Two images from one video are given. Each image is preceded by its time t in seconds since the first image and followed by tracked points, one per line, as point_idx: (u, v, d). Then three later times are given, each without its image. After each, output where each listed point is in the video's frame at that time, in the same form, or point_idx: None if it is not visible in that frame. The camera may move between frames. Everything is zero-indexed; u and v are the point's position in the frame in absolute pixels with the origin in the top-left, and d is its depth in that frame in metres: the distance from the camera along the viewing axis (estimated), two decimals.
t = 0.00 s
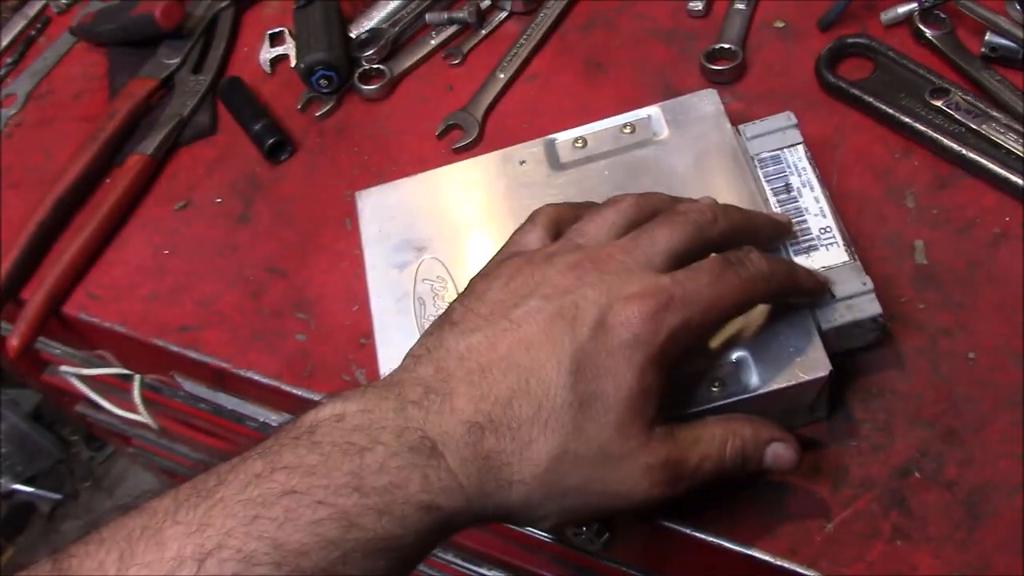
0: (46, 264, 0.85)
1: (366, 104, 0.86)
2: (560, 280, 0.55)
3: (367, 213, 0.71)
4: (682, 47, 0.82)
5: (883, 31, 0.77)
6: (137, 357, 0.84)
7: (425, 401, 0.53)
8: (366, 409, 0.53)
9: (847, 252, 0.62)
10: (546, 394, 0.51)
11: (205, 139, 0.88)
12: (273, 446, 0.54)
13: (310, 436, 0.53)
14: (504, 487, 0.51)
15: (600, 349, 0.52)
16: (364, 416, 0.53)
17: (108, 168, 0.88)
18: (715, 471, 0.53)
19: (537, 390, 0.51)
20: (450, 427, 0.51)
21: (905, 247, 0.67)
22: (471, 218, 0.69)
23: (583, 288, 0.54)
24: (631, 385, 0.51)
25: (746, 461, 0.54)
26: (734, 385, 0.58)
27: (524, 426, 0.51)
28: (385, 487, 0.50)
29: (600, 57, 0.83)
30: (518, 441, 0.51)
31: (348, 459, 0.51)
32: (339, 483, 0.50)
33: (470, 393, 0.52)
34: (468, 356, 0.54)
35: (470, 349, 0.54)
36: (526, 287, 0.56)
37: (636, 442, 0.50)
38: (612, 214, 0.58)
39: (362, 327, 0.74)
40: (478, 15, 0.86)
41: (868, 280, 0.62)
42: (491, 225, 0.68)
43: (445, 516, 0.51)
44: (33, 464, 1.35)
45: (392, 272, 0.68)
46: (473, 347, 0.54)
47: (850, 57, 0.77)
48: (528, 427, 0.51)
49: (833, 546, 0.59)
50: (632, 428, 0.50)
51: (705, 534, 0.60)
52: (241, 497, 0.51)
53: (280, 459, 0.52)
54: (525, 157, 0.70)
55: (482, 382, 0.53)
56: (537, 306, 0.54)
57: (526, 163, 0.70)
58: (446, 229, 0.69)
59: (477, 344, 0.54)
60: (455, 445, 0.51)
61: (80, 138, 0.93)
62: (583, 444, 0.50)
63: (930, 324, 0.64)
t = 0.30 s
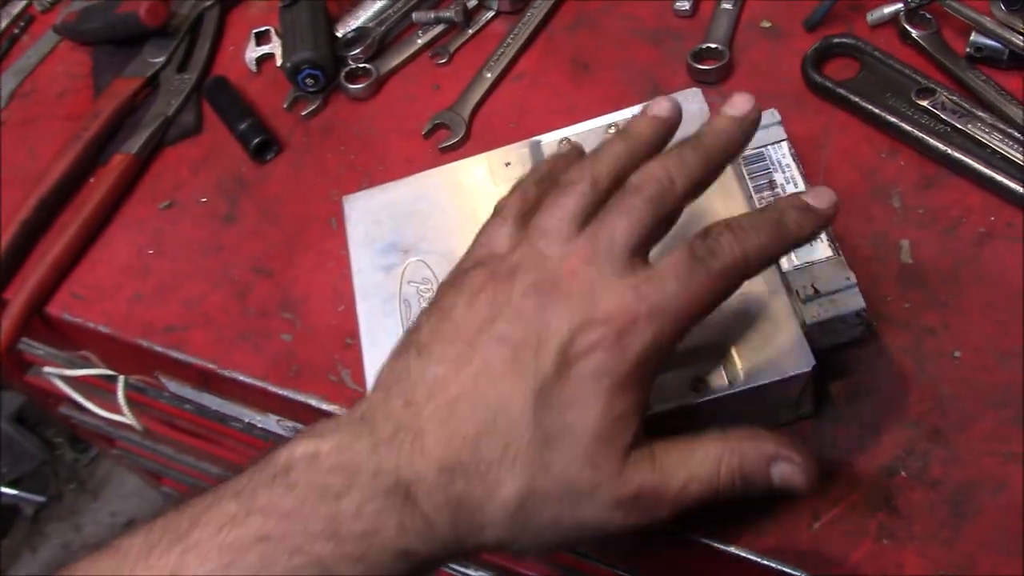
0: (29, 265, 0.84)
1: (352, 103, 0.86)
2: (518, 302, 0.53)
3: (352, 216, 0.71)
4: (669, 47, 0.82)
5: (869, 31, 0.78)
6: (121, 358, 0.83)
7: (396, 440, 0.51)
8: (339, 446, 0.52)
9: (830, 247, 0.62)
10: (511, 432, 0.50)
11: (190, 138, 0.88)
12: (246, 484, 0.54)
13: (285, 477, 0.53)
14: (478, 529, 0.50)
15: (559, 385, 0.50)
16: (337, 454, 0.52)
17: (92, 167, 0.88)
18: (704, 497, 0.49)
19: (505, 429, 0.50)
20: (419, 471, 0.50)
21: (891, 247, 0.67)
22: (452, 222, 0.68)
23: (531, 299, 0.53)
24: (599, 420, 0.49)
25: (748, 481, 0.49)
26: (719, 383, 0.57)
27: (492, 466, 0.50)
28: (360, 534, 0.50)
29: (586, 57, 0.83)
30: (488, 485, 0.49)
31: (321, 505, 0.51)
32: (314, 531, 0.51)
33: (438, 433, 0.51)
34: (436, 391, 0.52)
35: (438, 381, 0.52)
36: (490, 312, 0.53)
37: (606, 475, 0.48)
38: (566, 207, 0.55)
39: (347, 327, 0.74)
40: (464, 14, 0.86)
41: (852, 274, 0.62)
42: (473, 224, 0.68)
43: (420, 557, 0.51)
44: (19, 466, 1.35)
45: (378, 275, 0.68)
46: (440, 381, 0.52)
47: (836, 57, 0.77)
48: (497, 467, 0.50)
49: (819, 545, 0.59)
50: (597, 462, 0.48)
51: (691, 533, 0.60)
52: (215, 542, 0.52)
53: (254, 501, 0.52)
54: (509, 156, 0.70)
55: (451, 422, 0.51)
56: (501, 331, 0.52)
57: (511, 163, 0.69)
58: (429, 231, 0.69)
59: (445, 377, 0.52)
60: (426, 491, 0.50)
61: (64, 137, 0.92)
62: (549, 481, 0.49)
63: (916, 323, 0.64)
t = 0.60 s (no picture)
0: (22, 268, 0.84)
1: (346, 105, 0.86)
2: (474, 285, 0.56)
3: (346, 216, 0.71)
4: (664, 47, 0.82)
5: (863, 31, 0.78)
6: (115, 361, 0.83)
7: (352, 429, 0.54)
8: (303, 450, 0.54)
9: (826, 247, 0.62)
10: (447, 378, 0.52)
11: (184, 140, 0.87)
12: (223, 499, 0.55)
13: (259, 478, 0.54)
14: (436, 481, 0.49)
15: (491, 319, 0.53)
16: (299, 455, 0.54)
17: (86, 170, 0.87)
18: (626, 374, 0.48)
19: (449, 379, 0.52)
20: (371, 442, 0.52)
21: (887, 247, 0.67)
22: (448, 221, 0.68)
23: (504, 278, 0.54)
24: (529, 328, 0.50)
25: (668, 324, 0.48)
26: (714, 383, 0.57)
27: (434, 417, 0.51)
28: (315, 505, 0.50)
29: (580, 57, 0.83)
30: (436, 430, 0.50)
31: (279, 488, 0.51)
32: (271, 506, 0.50)
33: (389, 410, 0.53)
34: (391, 382, 0.55)
35: (395, 375, 0.55)
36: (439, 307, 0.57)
37: (529, 375, 0.49)
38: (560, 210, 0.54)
39: (341, 329, 0.74)
40: (458, 15, 0.86)
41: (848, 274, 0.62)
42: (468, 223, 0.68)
43: (384, 526, 0.49)
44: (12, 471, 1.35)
45: (374, 277, 0.68)
46: (397, 373, 0.55)
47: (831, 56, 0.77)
48: (438, 417, 0.51)
49: (817, 545, 0.59)
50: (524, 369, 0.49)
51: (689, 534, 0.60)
52: (173, 534, 0.51)
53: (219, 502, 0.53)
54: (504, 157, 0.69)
55: (400, 398, 0.53)
56: (452, 313, 0.55)
57: (506, 164, 0.69)
58: (424, 232, 0.68)
59: (399, 371, 0.55)
60: (377, 455, 0.51)
61: (57, 140, 0.92)
62: (487, 404, 0.50)
63: (911, 323, 0.64)
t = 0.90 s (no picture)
0: (23, 269, 0.84)
1: (346, 105, 0.86)
2: (480, 305, 0.56)
3: (349, 216, 0.71)
4: (665, 47, 0.82)
5: (863, 31, 0.78)
6: (116, 361, 0.83)
7: (356, 445, 0.54)
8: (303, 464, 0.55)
9: (829, 247, 0.61)
10: (454, 399, 0.53)
11: (185, 141, 0.87)
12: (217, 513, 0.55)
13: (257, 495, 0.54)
14: (443, 503, 0.51)
15: (500, 341, 0.54)
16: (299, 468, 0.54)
17: (86, 170, 0.87)
18: (643, 412, 0.49)
19: (457, 399, 0.53)
20: (376, 461, 0.53)
21: (888, 247, 0.68)
22: (453, 227, 0.68)
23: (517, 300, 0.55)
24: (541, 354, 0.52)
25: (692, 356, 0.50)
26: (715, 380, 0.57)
27: (444, 439, 0.52)
28: (319, 524, 0.50)
29: (581, 58, 0.83)
30: (445, 453, 0.52)
31: (282, 505, 0.51)
32: (275, 524, 0.50)
33: (396, 429, 0.54)
34: (395, 399, 0.56)
35: (398, 391, 0.56)
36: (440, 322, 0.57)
37: (543, 402, 0.50)
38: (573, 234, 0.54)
39: (343, 330, 0.74)
40: (459, 16, 0.86)
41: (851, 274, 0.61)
42: (475, 233, 0.67)
43: (388, 547, 0.50)
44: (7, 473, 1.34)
45: (377, 277, 0.68)
46: (400, 389, 0.56)
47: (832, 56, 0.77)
48: (448, 438, 0.52)
49: (820, 544, 0.59)
50: (538, 398, 0.51)
51: (692, 534, 0.60)
52: (175, 553, 0.51)
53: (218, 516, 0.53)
54: (506, 157, 0.70)
55: (406, 417, 0.54)
56: (455, 331, 0.56)
57: (509, 164, 0.69)
58: (427, 234, 0.68)
59: (402, 387, 0.56)
60: (382, 475, 0.52)
61: (57, 141, 0.92)
62: (497, 430, 0.51)
63: (913, 322, 0.65)
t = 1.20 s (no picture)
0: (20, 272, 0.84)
1: (341, 107, 0.86)
2: (443, 362, 0.57)
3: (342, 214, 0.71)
4: (658, 48, 0.82)
5: (856, 30, 0.78)
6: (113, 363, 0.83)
7: (320, 471, 0.51)
8: (261, 475, 0.51)
9: (819, 245, 0.61)
10: (429, 455, 0.53)
11: (180, 143, 0.88)
12: (153, 513, 0.50)
13: (195, 504, 0.50)
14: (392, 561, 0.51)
15: (477, 419, 0.54)
16: (254, 485, 0.51)
17: (82, 173, 0.87)
18: None
19: (429, 455, 0.53)
20: (343, 500, 0.50)
21: (881, 244, 0.68)
22: (449, 225, 0.68)
23: (470, 371, 0.56)
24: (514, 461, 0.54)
25: None
26: (709, 377, 0.58)
27: (409, 500, 0.52)
28: (270, 561, 0.47)
29: (574, 58, 0.84)
30: (412, 513, 0.52)
31: (231, 531, 0.48)
32: (223, 557, 0.47)
33: (366, 464, 0.52)
34: (360, 427, 0.54)
35: (362, 421, 0.54)
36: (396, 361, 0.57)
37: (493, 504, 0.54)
38: (516, 296, 0.59)
39: (339, 330, 0.74)
40: (453, 17, 0.86)
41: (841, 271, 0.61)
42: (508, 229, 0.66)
43: None
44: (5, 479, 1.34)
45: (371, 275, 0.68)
46: (363, 419, 0.54)
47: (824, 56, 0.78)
48: (417, 498, 0.52)
49: (816, 538, 0.59)
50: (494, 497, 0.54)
51: (688, 530, 0.60)
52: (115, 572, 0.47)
53: (160, 529, 0.48)
54: (499, 156, 0.70)
55: (377, 455, 0.52)
56: (422, 381, 0.56)
57: (503, 162, 0.70)
58: (423, 232, 0.68)
59: (367, 416, 0.54)
60: (350, 519, 0.50)
61: (53, 144, 0.92)
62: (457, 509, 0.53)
63: (907, 318, 0.65)
